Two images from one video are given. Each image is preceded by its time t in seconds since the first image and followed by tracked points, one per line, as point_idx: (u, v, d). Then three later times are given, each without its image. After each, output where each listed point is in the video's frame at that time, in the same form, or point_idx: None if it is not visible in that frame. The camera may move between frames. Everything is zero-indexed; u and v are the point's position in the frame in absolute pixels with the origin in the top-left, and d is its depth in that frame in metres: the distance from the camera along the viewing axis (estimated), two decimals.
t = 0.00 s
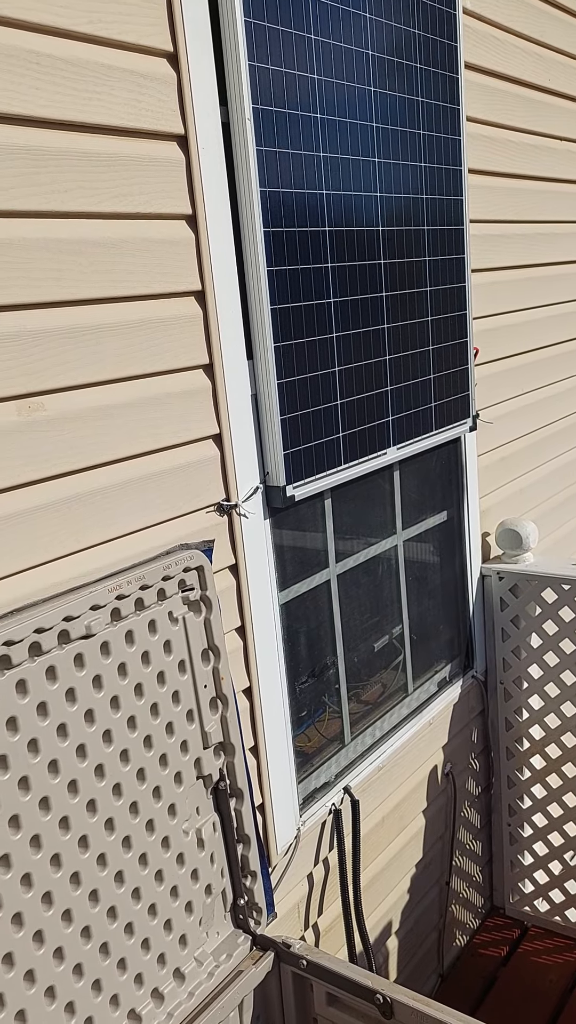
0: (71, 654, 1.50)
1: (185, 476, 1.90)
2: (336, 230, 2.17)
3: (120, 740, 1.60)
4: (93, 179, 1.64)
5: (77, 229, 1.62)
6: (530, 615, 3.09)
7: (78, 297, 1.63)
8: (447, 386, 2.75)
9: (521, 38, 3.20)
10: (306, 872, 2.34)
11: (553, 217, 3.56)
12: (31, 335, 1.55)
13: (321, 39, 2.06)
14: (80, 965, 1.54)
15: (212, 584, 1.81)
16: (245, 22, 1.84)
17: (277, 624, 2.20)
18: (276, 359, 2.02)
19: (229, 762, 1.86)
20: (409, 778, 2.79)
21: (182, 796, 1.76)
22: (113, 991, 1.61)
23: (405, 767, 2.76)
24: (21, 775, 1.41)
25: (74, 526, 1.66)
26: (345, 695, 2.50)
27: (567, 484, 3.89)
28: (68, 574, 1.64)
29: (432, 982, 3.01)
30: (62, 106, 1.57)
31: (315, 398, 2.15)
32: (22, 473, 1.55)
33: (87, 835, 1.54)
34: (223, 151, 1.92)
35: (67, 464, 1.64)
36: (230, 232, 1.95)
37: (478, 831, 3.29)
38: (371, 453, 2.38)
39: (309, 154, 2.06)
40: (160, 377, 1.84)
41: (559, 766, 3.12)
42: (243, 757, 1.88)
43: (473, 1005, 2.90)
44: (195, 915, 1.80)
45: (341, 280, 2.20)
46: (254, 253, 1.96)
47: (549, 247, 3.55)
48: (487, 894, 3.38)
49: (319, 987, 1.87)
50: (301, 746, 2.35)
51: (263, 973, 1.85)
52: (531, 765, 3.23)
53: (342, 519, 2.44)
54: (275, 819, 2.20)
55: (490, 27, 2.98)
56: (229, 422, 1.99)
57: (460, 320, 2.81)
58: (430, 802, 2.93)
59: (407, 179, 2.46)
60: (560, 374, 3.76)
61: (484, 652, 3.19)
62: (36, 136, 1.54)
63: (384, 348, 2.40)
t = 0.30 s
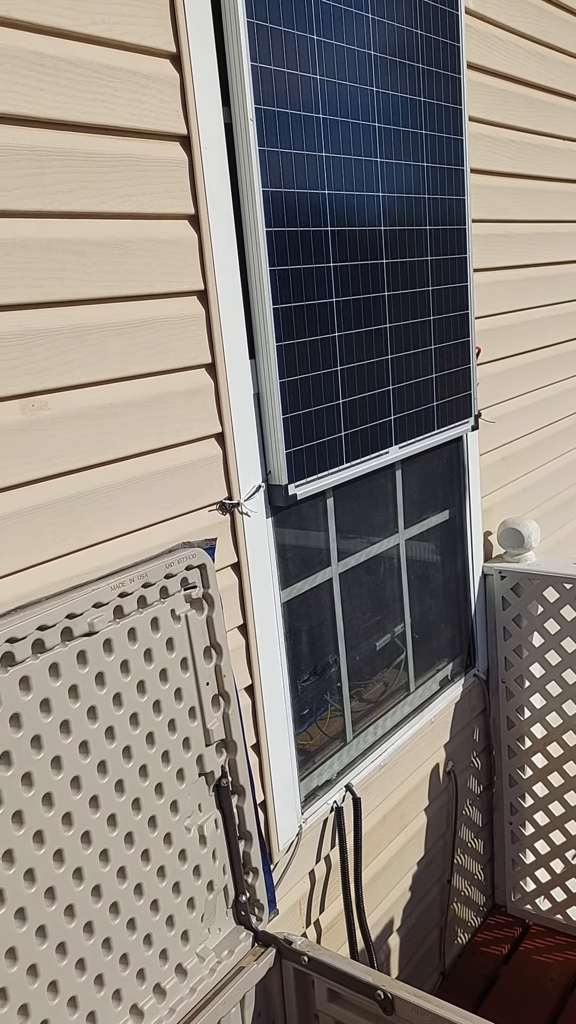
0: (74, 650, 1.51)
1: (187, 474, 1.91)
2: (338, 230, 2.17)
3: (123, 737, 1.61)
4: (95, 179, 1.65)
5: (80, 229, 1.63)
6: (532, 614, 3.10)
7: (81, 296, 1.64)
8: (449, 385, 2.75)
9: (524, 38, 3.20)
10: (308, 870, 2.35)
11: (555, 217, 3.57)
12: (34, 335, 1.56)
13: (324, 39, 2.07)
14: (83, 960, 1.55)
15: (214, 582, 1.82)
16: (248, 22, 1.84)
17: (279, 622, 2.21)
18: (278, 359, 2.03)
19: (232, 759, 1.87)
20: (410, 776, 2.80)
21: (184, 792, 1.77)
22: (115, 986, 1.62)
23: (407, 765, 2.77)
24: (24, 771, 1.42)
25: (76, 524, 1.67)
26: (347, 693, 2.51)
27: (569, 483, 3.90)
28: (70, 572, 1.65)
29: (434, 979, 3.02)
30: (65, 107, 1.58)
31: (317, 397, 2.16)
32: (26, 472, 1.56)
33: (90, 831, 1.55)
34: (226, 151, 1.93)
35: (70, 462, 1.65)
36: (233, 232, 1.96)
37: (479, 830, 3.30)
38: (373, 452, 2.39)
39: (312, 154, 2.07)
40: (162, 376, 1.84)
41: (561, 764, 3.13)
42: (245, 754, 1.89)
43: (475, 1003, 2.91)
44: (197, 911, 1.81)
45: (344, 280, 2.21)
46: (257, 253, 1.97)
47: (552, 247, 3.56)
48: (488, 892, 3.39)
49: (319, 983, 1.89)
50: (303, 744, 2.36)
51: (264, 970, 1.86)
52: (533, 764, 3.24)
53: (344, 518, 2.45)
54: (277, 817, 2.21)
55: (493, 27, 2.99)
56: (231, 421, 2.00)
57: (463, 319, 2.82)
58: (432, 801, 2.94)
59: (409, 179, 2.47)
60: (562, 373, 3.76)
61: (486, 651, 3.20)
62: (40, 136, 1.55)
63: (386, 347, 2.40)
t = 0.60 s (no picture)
0: (72, 649, 1.51)
1: (186, 473, 1.91)
2: (337, 229, 2.18)
3: (121, 735, 1.62)
4: (94, 177, 1.66)
5: (79, 228, 1.64)
6: (531, 613, 3.10)
7: (79, 295, 1.64)
8: (449, 384, 2.75)
9: (523, 36, 3.20)
10: (307, 868, 2.35)
11: (555, 216, 3.57)
12: (33, 333, 1.56)
13: (323, 38, 2.07)
14: (81, 958, 1.55)
15: (213, 580, 1.82)
16: (247, 22, 1.84)
17: (278, 621, 2.21)
18: (277, 358, 2.04)
19: (230, 758, 1.87)
20: (410, 775, 2.80)
21: (182, 791, 1.77)
22: (113, 984, 1.62)
23: (406, 764, 2.77)
24: (22, 769, 1.43)
25: (75, 522, 1.67)
26: (346, 692, 2.51)
27: (569, 482, 3.90)
28: (69, 570, 1.66)
29: (433, 977, 3.02)
30: (64, 106, 1.58)
31: (316, 397, 2.16)
32: (24, 470, 1.56)
33: (88, 829, 1.55)
34: (225, 150, 1.93)
35: (69, 460, 1.65)
36: (232, 231, 1.96)
37: (478, 828, 3.30)
38: (371, 451, 2.39)
39: (310, 153, 2.07)
40: (161, 375, 1.85)
41: (560, 763, 3.13)
42: (244, 753, 1.89)
43: (474, 1000, 2.91)
44: (195, 909, 1.82)
45: (342, 279, 2.21)
46: (256, 252, 1.97)
47: (551, 246, 3.56)
48: (487, 890, 3.40)
49: (318, 981, 1.89)
50: (302, 742, 2.37)
51: (263, 966, 1.87)
52: (532, 763, 3.24)
53: (343, 516, 2.45)
54: (275, 815, 2.21)
55: (493, 26, 2.99)
56: (230, 420, 2.00)
57: (462, 318, 2.82)
58: (431, 799, 2.94)
59: (408, 178, 2.47)
60: (562, 372, 3.76)
61: (486, 650, 3.20)
62: (38, 135, 1.55)
63: (385, 346, 2.40)
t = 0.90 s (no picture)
0: (73, 648, 1.51)
1: (187, 472, 1.91)
2: (338, 229, 2.17)
3: (121, 734, 1.62)
4: (95, 176, 1.66)
5: (80, 227, 1.64)
6: (532, 612, 3.10)
7: (80, 294, 1.64)
8: (450, 383, 2.75)
9: (525, 36, 3.20)
10: (307, 867, 2.36)
11: (556, 215, 3.56)
12: (33, 332, 1.56)
13: (324, 37, 2.07)
14: (81, 956, 1.55)
15: (213, 579, 1.82)
16: (248, 21, 1.84)
17: (279, 620, 2.21)
18: (278, 356, 2.04)
19: (230, 757, 1.87)
20: (410, 774, 2.80)
21: (182, 790, 1.77)
22: (113, 983, 1.62)
23: (407, 763, 2.77)
24: (23, 768, 1.43)
25: (75, 521, 1.67)
26: (346, 691, 2.51)
27: (570, 482, 3.89)
28: (69, 569, 1.66)
29: (434, 976, 3.03)
30: (65, 105, 1.58)
31: (316, 396, 2.16)
32: (24, 469, 1.56)
33: (88, 828, 1.56)
34: (225, 150, 1.93)
35: (69, 459, 1.65)
36: (232, 230, 1.96)
37: (479, 827, 3.30)
38: (372, 450, 2.39)
39: (311, 152, 2.07)
40: (162, 374, 1.85)
41: (560, 762, 3.13)
42: (244, 752, 1.89)
43: (474, 999, 2.92)
44: (195, 908, 1.82)
45: (343, 278, 2.21)
46: (256, 251, 1.97)
47: (552, 245, 3.55)
48: (488, 889, 3.40)
49: (318, 979, 1.89)
50: (302, 741, 2.37)
51: (263, 964, 1.87)
52: (532, 763, 3.24)
53: (344, 515, 2.45)
54: (276, 814, 2.21)
55: (494, 24, 2.98)
56: (230, 419, 2.00)
57: (463, 317, 2.82)
58: (431, 798, 2.94)
59: (409, 177, 2.47)
60: (563, 371, 3.75)
61: (486, 650, 3.20)
62: (38, 134, 1.55)
63: (386, 345, 2.40)
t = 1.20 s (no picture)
0: (73, 648, 1.51)
1: (187, 471, 1.91)
2: (339, 228, 2.17)
3: (121, 734, 1.62)
4: (95, 175, 1.65)
5: (80, 226, 1.63)
6: (533, 612, 3.10)
7: (80, 293, 1.64)
8: (451, 382, 2.75)
9: (526, 34, 3.19)
10: (307, 866, 2.35)
11: (558, 214, 3.55)
12: (34, 332, 1.56)
13: (324, 35, 2.06)
14: (81, 956, 1.55)
15: (214, 578, 1.82)
16: (248, 20, 1.84)
17: (279, 619, 2.21)
18: (278, 356, 2.03)
19: (230, 757, 1.87)
20: (411, 774, 2.80)
21: (183, 790, 1.77)
22: (113, 982, 1.62)
23: (408, 762, 2.77)
24: (22, 768, 1.43)
25: (75, 520, 1.67)
26: (347, 690, 2.51)
27: (571, 481, 3.89)
28: (69, 569, 1.66)
29: (434, 976, 3.03)
30: (64, 103, 1.58)
31: (317, 395, 2.16)
32: (25, 468, 1.56)
33: (88, 827, 1.55)
34: (226, 149, 1.92)
35: (69, 458, 1.65)
36: (233, 229, 1.96)
37: (480, 827, 3.30)
38: (373, 450, 2.38)
39: (312, 151, 2.07)
40: (162, 373, 1.84)
41: (561, 761, 3.13)
42: (244, 752, 1.89)
43: (475, 999, 2.91)
44: (195, 908, 1.82)
45: (344, 277, 2.20)
46: (256, 251, 1.97)
47: (554, 244, 3.55)
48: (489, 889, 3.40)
49: (318, 979, 1.89)
50: (303, 741, 2.37)
51: (263, 964, 1.87)
52: (533, 763, 3.23)
53: (345, 515, 2.45)
54: (276, 814, 2.21)
55: (496, 23, 2.98)
56: (231, 418, 2.00)
57: (463, 317, 2.81)
58: (432, 798, 2.94)
59: (410, 176, 2.46)
60: (565, 370, 3.75)
61: (487, 649, 3.20)
62: (38, 133, 1.55)
63: (386, 344, 2.40)
